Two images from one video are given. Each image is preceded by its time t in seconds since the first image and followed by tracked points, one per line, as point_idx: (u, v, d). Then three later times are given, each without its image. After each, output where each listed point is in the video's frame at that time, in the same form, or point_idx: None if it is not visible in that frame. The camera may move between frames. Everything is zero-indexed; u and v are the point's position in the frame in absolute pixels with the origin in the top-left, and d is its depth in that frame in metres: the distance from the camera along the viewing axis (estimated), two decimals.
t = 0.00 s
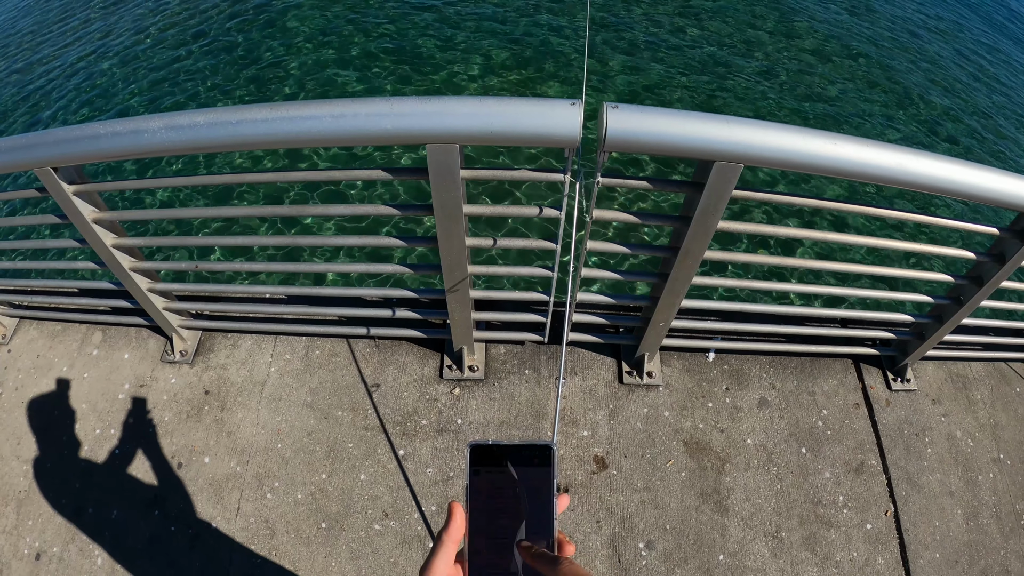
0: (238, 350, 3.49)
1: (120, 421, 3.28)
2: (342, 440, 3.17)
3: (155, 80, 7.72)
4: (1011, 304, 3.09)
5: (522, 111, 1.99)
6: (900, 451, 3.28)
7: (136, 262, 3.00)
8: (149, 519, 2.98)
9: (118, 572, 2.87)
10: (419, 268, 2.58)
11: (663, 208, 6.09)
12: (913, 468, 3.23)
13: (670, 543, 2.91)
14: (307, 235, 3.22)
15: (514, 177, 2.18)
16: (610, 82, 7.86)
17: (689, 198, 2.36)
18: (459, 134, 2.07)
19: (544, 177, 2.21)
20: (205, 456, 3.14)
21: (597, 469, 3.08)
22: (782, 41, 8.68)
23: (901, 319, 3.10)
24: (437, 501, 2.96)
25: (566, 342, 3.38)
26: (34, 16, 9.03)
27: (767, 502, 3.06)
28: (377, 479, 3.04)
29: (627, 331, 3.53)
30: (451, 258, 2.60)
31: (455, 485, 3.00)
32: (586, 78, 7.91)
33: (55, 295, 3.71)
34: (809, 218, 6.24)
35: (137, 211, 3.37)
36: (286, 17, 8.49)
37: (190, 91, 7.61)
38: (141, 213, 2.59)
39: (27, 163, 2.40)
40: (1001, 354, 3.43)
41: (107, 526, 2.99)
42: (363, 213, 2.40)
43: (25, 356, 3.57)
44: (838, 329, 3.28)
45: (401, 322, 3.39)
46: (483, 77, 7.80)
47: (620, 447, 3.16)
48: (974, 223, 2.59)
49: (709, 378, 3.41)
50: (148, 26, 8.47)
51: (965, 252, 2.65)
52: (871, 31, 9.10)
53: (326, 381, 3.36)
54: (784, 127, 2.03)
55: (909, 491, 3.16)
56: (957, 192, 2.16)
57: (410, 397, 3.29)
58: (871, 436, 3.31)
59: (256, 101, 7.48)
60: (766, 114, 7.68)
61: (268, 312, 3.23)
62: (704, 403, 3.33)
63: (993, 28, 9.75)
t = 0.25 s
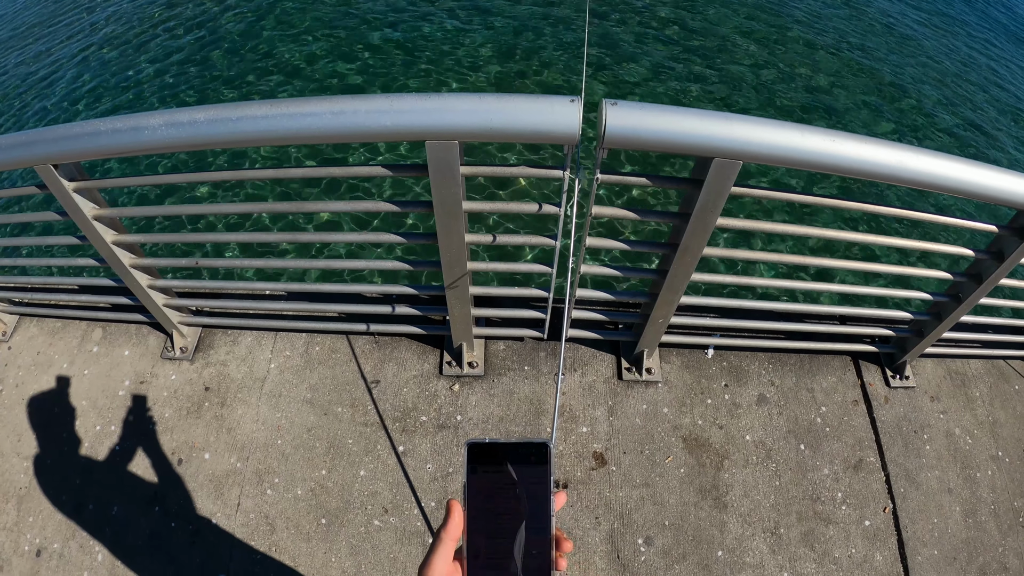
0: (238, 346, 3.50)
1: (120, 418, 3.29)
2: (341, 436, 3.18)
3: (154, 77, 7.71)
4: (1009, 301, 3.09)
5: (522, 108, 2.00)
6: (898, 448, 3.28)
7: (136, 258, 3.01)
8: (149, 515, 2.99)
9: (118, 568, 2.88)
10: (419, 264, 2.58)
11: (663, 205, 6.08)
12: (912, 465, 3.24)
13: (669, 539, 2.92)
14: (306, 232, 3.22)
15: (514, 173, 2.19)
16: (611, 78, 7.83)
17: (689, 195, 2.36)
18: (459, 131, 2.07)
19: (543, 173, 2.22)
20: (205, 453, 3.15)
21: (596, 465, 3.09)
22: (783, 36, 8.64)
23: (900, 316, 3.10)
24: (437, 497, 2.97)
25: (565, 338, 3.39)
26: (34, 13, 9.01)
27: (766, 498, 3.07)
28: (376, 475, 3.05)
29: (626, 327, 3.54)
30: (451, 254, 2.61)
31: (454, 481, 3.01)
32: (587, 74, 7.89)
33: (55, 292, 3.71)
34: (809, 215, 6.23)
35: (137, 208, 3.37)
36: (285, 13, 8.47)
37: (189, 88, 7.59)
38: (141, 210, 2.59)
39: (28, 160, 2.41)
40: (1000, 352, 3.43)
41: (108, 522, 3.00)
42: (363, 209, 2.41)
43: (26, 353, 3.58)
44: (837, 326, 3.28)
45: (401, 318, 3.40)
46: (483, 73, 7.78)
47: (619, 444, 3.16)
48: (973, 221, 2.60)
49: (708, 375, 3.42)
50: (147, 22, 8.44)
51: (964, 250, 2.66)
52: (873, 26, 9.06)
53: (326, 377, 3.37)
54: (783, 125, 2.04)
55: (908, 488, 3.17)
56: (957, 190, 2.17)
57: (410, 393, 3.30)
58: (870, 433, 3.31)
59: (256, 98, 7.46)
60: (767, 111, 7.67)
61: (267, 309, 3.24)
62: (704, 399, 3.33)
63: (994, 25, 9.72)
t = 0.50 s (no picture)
0: (237, 343, 3.50)
1: (119, 415, 3.29)
2: (341, 433, 3.18)
3: (153, 72, 7.69)
4: (1008, 299, 3.10)
5: (521, 105, 2.00)
6: (897, 445, 3.29)
7: (136, 255, 3.01)
8: (149, 511, 3.00)
9: (119, 564, 2.89)
10: (418, 261, 2.59)
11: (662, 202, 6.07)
12: (910, 462, 3.24)
13: (667, 535, 2.93)
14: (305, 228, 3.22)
15: (512, 170, 2.19)
16: (610, 74, 7.80)
17: (688, 191, 2.36)
18: (458, 128, 2.07)
19: (542, 170, 2.22)
20: (205, 449, 3.15)
21: (594, 462, 3.10)
22: (784, 32, 8.61)
23: (899, 313, 3.10)
24: (436, 493, 2.98)
25: (564, 335, 3.39)
26: (31, 8, 8.97)
27: (765, 495, 3.07)
28: (375, 471, 3.06)
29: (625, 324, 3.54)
30: (450, 251, 2.61)
31: (453, 478, 3.01)
32: (587, 70, 7.86)
33: (55, 288, 3.71)
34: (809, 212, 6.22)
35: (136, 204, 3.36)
36: (285, 9, 8.45)
37: (188, 84, 7.57)
38: (141, 207, 2.60)
39: (27, 157, 2.40)
40: (999, 350, 3.44)
41: (108, 519, 3.00)
42: (362, 206, 2.41)
43: (25, 350, 3.58)
44: (836, 323, 3.29)
45: (400, 314, 3.40)
46: (482, 69, 7.76)
47: (618, 440, 3.17)
48: (972, 218, 2.60)
49: (707, 372, 3.43)
50: (146, 18, 8.41)
51: (962, 247, 2.66)
52: (874, 23, 9.04)
53: (325, 373, 3.37)
54: (783, 121, 2.04)
55: (906, 485, 3.17)
56: (956, 187, 2.17)
57: (409, 389, 3.30)
58: (869, 430, 3.32)
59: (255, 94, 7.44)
60: (767, 107, 7.65)
61: (267, 305, 3.24)
62: (702, 396, 3.34)
63: (994, 22, 9.71)
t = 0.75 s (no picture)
0: (237, 339, 3.50)
1: (120, 411, 3.29)
2: (341, 429, 3.18)
3: (153, 70, 7.68)
4: (1008, 298, 3.10)
5: (521, 101, 2.00)
6: (896, 443, 3.29)
7: (135, 252, 3.01)
8: (149, 508, 3.00)
9: (119, 561, 2.89)
10: (418, 258, 2.59)
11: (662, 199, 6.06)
12: (910, 460, 3.24)
13: (667, 532, 2.93)
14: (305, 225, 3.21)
15: (512, 166, 2.19)
16: (611, 71, 7.77)
17: (688, 187, 2.35)
18: (458, 124, 2.07)
19: (542, 166, 2.22)
20: (205, 446, 3.15)
21: (594, 459, 3.10)
22: (785, 29, 8.58)
23: (898, 311, 3.10)
24: (435, 490, 2.98)
25: (564, 332, 3.39)
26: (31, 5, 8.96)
27: (765, 492, 3.08)
28: (375, 468, 3.06)
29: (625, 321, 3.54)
30: (450, 247, 2.61)
31: (453, 474, 3.01)
32: (587, 67, 7.84)
33: (55, 285, 3.71)
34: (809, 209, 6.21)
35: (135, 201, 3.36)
36: (284, 7, 8.43)
37: (188, 81, 7.56)
38: (141, 203, 2.59)
39: (27, 154, 2.40)
40: (998, 348, 3.44)
41: (108, 515, 3.01)
42: (362, 202, 2.41)
43: (25, 347, 3.58)
44: (836, 320, 3.29)
45: (400, 311, 3.40)
46: (482, 66, 7.74)
47: (617, 437, 3.17)
48: (972, 216, 2.60)
49: (706, 369, 3.43)
50: (146, 15, 8.41)
51: (963, 245, 2.66)
52: (875, 19, 9.01)
53: (325, 370, 3.37)
54: (783, 118, 2.04)
55: (905, 482, 3.17)
56: (957, 184, 2.17)
57: (409, 386, 3.30)
58: (868, 428, 3.32)
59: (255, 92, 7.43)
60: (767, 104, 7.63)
61: (267, 302, 3.24)
62: (702, 393, 3.34)
63: (996, 19, 9.68)
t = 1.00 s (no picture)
0: (237, 336, 3.50)
1: (119, 408, 3.29)
2: (340, 427, 3.18)
3: (153, 68, 7.68)
4: (1009, 296, 3.09)
5: (520, 98, 1.99)
6: (896, 441, 3.29)
7: (135, 249, 3.00)
8: (149, 505, 3.00)
9: (118, 558, 2.89)
10: (417, 255, 2.58)
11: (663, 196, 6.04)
12: (909, 458, 3.24)
13: (666, 530, 2.93)
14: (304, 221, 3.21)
15: (512, 163, 2.19)
16: (611, 68, 7.74)
17: (688, 185, 2.35)
18: (457, 121, 2.06)
19: (542, 163, 2.22)
20: (205, 443, 3.15)
21: (593, 456, 3.10)
22: (787, 25, 8.54)
23: (898, 309, 3.10)
24: (435, 487, 2.98)
25: (564, 329, 3.39)
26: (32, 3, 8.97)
27: (764, 490, 3.07)
28: (375, 465, 3.06)
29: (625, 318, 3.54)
30: (449, 244, 2.60)
31: (452, 471, 3.01)
32: (588, 63, 7.80)
33: (54, 282, 3.71)
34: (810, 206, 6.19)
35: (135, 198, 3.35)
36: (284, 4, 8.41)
37: (188, 78, 7.55)
38: (140, 200, 2.59)
39: (26, 151, 2.40)
40: (998, 346, 3.43)
41: (108, 512, 3.01)
42: (362, 199, 2.40)
43: (25, 344, 3.58)
44: (836, 317, 3.28)
45: (399, 308, 3.39)
46: (483, 63, 7.71)
47: (617, 435, 3.17)
48: (972, 214, 2.60)
49: (706, 366, 3.42)
50: (146, 13, 8.40)
51: (963, 243, 2.66)
52: (877, 15, 8.96)
53: (324, 367, 3.37)
54: (783, 116, 2.03)
55: (905, 481, 3.17)
56: (957, 182, 2.16)
57: (408, 382, 3.30)
58: (868, 426, 3.32)
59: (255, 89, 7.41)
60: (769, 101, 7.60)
61: (267, 299, 3.23)
62: (702, 390, 3.34)
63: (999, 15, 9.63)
